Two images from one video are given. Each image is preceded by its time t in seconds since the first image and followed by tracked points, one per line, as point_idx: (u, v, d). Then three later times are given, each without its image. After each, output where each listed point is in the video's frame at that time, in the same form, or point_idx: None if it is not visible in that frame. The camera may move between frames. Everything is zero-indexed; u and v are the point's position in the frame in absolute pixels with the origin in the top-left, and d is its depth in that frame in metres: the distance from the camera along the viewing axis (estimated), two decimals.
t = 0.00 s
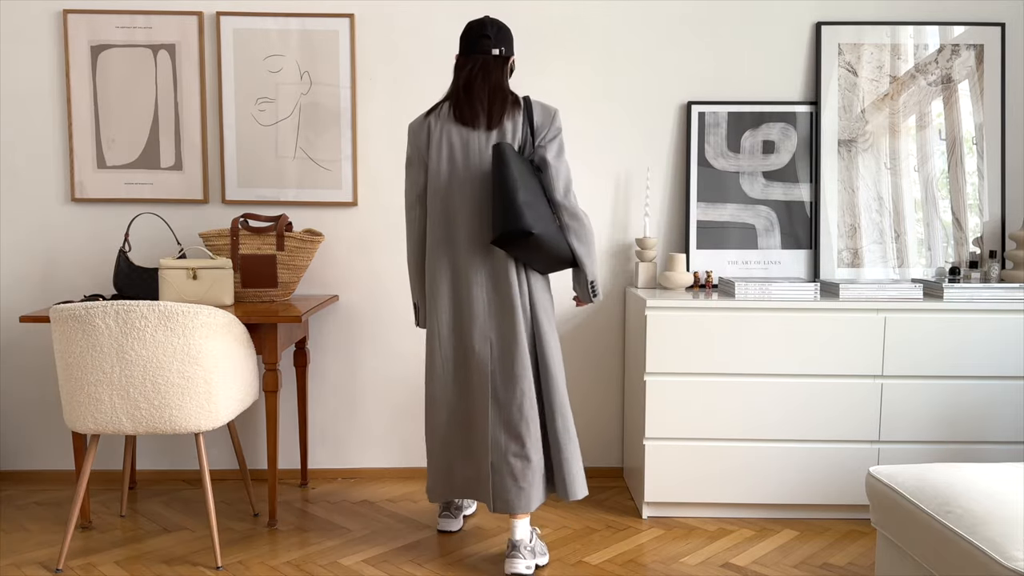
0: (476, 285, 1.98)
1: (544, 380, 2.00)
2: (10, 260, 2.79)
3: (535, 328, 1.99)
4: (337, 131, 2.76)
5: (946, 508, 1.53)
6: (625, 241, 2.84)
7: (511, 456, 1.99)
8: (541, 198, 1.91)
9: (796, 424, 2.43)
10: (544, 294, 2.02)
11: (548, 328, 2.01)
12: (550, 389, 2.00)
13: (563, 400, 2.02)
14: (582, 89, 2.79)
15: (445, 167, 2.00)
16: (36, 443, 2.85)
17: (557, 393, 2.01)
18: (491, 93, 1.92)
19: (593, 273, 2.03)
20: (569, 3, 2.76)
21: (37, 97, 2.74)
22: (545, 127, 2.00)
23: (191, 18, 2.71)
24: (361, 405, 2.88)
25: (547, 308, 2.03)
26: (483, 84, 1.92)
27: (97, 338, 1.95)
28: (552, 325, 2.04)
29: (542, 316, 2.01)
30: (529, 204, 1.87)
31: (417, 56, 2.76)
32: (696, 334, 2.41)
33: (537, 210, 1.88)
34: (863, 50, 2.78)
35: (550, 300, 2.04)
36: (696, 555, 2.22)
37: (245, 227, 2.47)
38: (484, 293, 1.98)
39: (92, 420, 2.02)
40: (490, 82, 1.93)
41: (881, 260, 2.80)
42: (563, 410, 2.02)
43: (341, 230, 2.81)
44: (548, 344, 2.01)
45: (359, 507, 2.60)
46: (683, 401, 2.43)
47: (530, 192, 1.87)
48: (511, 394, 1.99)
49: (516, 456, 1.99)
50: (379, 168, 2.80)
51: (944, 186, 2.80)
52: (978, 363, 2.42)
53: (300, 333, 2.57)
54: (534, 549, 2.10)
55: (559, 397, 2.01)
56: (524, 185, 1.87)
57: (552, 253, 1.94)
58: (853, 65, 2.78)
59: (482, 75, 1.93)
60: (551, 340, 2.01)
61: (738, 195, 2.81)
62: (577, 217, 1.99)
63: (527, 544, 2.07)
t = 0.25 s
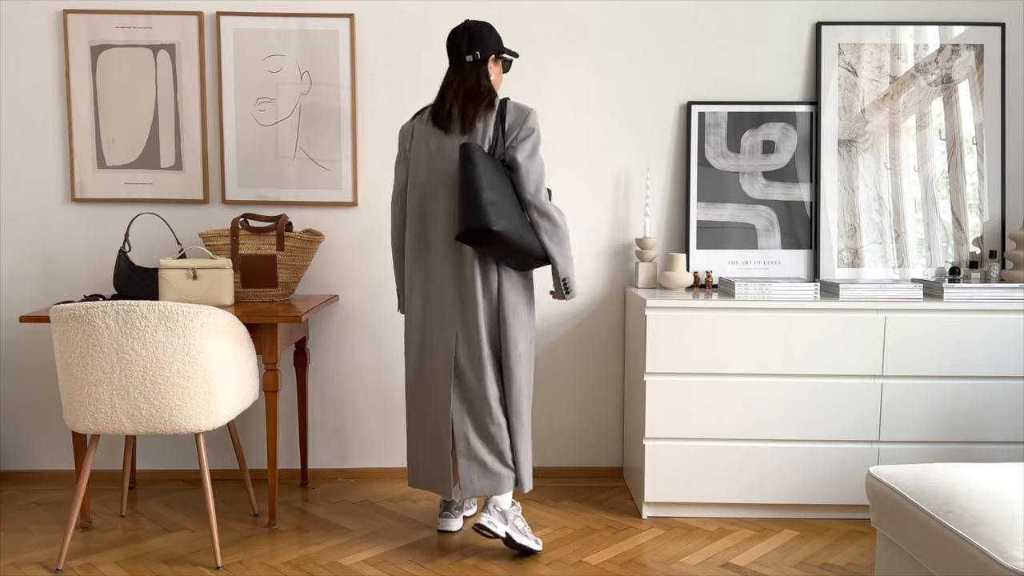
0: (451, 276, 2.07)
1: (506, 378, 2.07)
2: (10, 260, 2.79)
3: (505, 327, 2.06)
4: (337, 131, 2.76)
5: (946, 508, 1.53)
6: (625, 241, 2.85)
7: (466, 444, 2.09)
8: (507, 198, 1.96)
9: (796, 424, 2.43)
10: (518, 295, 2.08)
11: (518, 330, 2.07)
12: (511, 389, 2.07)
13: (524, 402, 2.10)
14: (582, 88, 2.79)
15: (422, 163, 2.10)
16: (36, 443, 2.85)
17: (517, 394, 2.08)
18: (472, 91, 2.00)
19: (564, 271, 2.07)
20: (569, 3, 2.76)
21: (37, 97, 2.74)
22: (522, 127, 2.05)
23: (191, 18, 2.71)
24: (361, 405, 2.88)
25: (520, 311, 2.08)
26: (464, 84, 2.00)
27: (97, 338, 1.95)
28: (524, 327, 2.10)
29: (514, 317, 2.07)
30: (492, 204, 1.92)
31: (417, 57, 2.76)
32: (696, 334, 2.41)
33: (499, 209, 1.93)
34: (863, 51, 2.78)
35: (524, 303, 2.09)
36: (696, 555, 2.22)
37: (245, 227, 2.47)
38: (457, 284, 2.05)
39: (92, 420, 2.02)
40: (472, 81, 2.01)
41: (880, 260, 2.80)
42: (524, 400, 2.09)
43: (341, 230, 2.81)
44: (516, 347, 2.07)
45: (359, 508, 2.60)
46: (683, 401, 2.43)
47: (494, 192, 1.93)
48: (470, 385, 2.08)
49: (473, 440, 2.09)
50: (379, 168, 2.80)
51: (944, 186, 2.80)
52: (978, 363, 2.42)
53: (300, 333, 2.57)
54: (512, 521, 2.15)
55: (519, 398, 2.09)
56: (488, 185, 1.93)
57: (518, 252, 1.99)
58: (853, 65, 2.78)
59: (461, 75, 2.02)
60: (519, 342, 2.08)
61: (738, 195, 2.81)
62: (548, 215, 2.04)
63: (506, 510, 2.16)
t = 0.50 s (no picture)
0: (435, 275, 2.20)
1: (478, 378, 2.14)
2: (10, 260, 2.79)
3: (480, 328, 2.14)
4: (337, 131, 2.76)
5: (946, 508, 1.53)
6: (625, 240, 2.85)
7: (441, 435, 2.22)
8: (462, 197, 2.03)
9: (796, 424, 2.43)
10: (496, 298, 2.14)
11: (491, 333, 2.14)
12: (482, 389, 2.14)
13: (495, 404, 2.14)
14: (582, 89, 2.79)
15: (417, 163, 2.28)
16: (36, 443, 2.85)
17: (488, 395, 2.14)
18: (465, 92, 2.15)
19: (527, 270, 2.07)
20: (569, 3, 2.76)
21: (37, 97, 2.74)
22: (492, 125, 2.08)
23: (191, 18, 2.71)
24: (361, 405, 2.88)
25: (496, 315, 2.15)
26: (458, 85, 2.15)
27: (97, 338, 1.95)
28: (502, 331, 2.15)
29: (491, 319, 2.14)
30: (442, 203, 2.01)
31: (417, 57, 2.76)
32: (696, 334, 2.41)
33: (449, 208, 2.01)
34: (863, 51, 2.78)
35: (503, 307, 2.15)
36: (696, 555, 2.22)
37: (245, 227, 2.47)
38: (436, 283, 2.19)
39: (92, 420, 2.02)
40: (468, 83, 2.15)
41: (881, 260, 2.80)
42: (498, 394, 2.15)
43: (341, 230, 2.81)
44: (487, 349, 2.14)
45: (359, 508, 2.60)
46: (683, 401, 2.43)
47: (446, 192, 2.02)
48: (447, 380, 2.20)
49: (450, 430, 2.22)
50: (379, 168, 2.80)
51: (944, 186, 2.80)
52: (978, 363, 2.42)
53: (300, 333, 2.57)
54: (498, 521, 2.28)
55: (490, 400, 2.14)
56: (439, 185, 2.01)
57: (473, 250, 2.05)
58: (853, 65, 2.78)
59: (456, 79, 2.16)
60: (494, 345, 2.14)
61: (738, 195, 2.81)
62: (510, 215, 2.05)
63: (495, 507, 2.28)
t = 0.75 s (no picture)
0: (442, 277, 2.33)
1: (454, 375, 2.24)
2: (10, 260, 2.79)
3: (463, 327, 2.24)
4: (337, 131, 2.76)
5: (946, 508, 1.53)
6: (625, 240, 2.85)
7: (429, 419, 2.39)
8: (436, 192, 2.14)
9: (796, 424, 2.43)
10: (479, 301, 2.22)
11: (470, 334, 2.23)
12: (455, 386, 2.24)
13: (464, 403, 2.23)
14: (582, 88, 2.79)
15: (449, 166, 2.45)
16: (36, 443, 2.85)
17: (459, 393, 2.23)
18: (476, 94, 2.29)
19: (485, 267, 2.09)
20: (569, 3, 2.76)
21: (36, 97, 2.74)
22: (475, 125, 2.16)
23: (191, 18, 2.71)
24: (361, 405, 2.88)
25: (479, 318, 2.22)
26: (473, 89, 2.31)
27: (97, 338, 1.95)
28: (482, 335, 2.22)
29: (475, 321, 2.22)
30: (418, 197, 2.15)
31: (417, 57, 2.76)
32: (696, 334, 2.41)
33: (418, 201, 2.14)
34: (863, 50, 2.78)
35: (484, 312, 2.21)
36: (696, 555, 2.22)
37: (245, 227, 2.47)
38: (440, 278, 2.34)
39: (92, 420, 2.02)
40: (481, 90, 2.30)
41: (881, 260, 2.81)
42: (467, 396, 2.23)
43: (341, 231, 2.81)
44: (464, 349, 2.23)
45: (359, 507, 2.60)
46: (683, 401, 2.43)
47: (424, 187, 2.15)
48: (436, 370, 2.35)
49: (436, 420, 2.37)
50: (379, 168, 2.80)
51: (944, 186, 2.80)
52: (978, 363, 2.42)
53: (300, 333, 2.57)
54: (501, 516, 2.36)
55: (460, 398, 2.23)
56: (419, 181, 2.16)
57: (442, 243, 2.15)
58: (853, 65, 2.78)
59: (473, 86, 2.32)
60: (471, 346, 2.22)
61: (738, 195, 2.81)
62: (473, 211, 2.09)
63: (501, 503, 2.37)
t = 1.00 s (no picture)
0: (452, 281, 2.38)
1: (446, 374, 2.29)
2: (10, 260, 2.79)
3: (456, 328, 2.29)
4: (337, 131, 2.76)
5: (946, 508, 1.53)
6: (625, 240, 2.85)
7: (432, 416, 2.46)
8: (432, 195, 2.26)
9: (796, 424, 2.43)
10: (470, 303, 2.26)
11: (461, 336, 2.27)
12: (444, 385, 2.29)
13: (451, 403, 2.27)
14: (582, 88, 2.79)
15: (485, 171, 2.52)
16: (36, 443, 2.85)
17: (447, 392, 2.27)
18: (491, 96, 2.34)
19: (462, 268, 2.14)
20: (568, 3, 2.76)
21: (36, 97, 2.74)
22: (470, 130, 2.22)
23: (191, 18, 2.71)
24: (361, 406, 2.88)
25: (471, 319, 2.26)
26: (491, 93, 2.36)
27: (97, 338, 1.95)
28: (472, 337, 2.25)
29: (463, 325, 2.26)
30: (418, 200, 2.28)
31: (417, 56, 2.76)
32: (696, 333, 2.41)
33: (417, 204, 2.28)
34: (863, 50, 2.78)
35: (475, 314, 2.25)
36: (696, 555, 2.22)
37: (245, 227, 2.47)
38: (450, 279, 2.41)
39: (92, 420, 2.02)
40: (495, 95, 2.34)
41: (880, 260, 2.81)
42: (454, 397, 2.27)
43: (341, 231, 2.81)
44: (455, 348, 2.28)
45: (359, 508, 2.60)
46: (683, 401, 2.43)
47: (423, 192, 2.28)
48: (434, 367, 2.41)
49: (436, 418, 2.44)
50: (379, 168, 2.80)
51: (944, 186, 2.80)
52: (978, 363, 2.42)
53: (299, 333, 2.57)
54: (500, 516, 2.35)
55: (449, 397, 2.27)
56: (425, 186, 2.29)
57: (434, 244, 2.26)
58: (853, 65, 2.78)
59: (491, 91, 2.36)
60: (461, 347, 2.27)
61: (738, 195, 2.81)
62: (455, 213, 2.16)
63: (500, 503, 2.36)
